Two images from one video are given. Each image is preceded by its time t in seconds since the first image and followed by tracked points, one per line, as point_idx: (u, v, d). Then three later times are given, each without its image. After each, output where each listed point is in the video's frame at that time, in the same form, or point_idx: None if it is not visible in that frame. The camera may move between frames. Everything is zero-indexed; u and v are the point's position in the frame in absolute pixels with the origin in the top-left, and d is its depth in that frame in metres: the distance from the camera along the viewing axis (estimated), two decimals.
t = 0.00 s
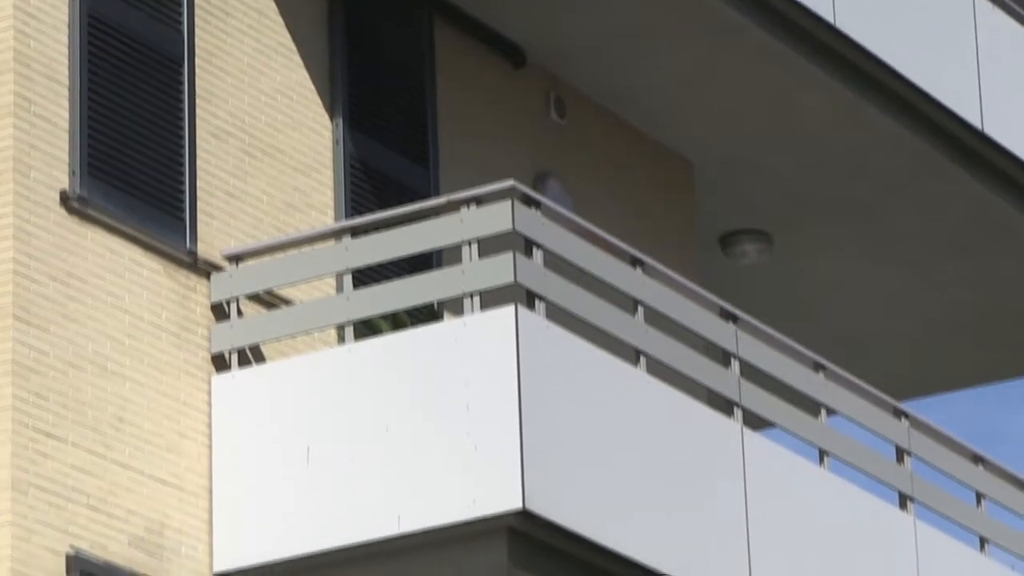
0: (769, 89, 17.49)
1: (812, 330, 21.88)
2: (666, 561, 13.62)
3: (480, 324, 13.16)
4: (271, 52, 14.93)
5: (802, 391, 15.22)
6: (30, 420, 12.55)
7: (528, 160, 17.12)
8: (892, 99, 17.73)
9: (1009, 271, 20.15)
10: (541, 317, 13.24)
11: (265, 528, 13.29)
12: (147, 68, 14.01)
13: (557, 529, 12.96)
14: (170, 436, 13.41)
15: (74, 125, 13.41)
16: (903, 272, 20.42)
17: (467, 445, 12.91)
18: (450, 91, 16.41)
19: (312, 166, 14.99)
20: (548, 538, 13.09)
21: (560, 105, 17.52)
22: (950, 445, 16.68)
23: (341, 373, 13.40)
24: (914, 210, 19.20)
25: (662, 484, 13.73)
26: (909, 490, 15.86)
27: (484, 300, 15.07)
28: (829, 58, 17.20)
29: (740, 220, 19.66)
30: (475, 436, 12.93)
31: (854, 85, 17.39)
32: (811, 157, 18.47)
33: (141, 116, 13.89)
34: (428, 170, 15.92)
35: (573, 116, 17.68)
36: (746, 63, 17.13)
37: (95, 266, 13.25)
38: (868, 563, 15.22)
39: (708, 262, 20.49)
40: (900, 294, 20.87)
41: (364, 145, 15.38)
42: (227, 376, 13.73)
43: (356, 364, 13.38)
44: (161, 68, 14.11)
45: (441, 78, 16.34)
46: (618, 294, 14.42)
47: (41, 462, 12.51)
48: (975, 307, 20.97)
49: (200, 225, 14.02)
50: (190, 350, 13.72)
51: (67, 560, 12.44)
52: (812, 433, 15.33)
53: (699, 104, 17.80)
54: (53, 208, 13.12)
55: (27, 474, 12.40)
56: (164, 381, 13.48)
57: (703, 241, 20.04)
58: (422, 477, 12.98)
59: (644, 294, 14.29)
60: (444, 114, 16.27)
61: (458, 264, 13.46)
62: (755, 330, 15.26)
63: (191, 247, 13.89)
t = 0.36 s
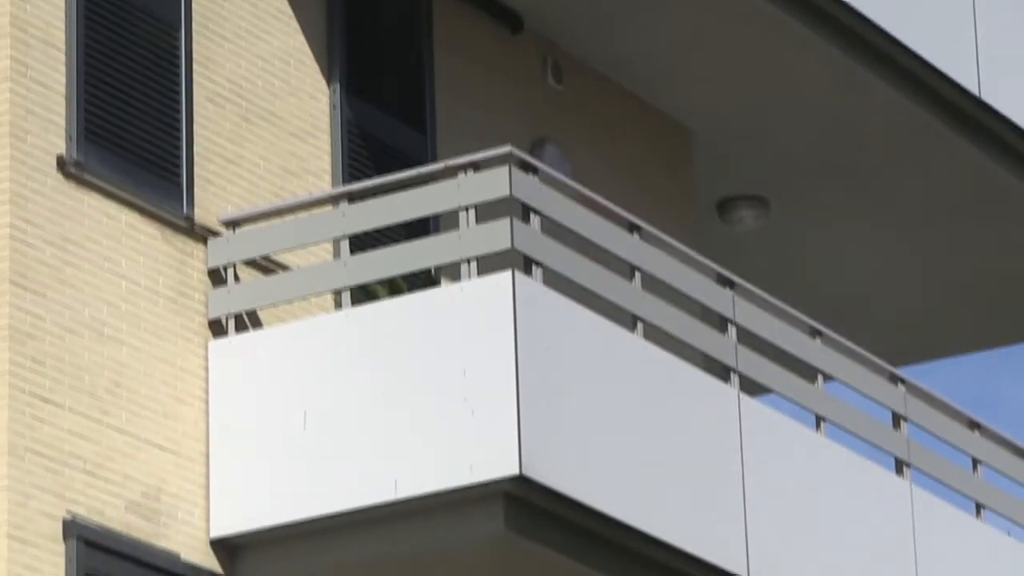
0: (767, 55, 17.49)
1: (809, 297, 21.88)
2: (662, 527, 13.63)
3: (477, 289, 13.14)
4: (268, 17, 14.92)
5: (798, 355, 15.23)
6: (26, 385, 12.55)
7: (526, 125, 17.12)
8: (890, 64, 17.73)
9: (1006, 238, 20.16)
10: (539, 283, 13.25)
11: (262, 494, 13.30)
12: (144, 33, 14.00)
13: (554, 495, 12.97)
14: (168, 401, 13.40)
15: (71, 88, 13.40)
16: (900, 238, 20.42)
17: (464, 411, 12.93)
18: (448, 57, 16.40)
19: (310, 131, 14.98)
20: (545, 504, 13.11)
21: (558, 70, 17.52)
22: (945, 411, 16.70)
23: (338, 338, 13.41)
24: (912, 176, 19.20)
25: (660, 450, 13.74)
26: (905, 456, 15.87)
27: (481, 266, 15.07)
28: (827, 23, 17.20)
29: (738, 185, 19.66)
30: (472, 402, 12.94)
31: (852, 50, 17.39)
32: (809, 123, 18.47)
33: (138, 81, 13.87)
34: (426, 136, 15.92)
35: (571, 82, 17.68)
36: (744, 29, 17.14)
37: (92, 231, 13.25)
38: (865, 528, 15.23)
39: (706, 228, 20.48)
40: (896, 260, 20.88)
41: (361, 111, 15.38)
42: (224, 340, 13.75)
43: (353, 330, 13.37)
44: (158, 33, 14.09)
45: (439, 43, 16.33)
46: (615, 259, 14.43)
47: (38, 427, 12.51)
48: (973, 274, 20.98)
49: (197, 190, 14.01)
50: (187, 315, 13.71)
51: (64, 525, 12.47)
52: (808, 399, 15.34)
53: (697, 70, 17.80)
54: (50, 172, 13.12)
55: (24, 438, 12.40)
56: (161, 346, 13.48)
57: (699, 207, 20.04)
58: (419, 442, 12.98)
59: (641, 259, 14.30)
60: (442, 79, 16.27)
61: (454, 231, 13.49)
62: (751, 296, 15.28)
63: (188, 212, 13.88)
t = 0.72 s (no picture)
0: (765, 32, 17.50)
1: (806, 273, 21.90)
2: (660, 503, 13.66)
3: (477, 266, 13.17)
4: None
5: (795, 331, 15.26)
6: (24, 362, 12.56)
7: (523, 102, 17.13)
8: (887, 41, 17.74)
9: (1004, 214, 20.17)
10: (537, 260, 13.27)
11: (261, 469, 13.33)
12: (141, 10, 14.00)
13: (553, 471, 13.01)
14: (166, 377, 13.42)
15: (69, 65, 13.40)
16: (898, 214, 20.44)
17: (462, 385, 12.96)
18: (445, 33, 16.41)
19: (308, 108, 14.99)
20: (541, 479, 13.15)
21: (556, 47, 17.52)
22: (943, 387, 16.72)
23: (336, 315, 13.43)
24: (909, 152, 19.21)
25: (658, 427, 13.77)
26: (902, 432, 15.89)
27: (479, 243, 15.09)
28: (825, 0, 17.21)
29: (736, 161, 19.67)
30: (470, 377, 12.98)
31: (849, 27, 17.40)
32: (806, 100, 18.48)
33: (136, 58, 13.88)
34: (423, 113, 15.92)
35: (569, 59, 17.68)
36: (742, 6, 17.14)
37: (90, 207, 13.26)
38: (863, 503, 15.26)
39: (704, 205, 20.48)
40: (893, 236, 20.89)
41: (359, 88, 15.38)
42: (223, 318, 13.75)
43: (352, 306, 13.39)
44: (154, 10, 14.10)
45: (436, 20, 16.34)
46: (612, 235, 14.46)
47: (36, 403, 12.53)
48: (970, 249, 21.00)
49: (195, 167, 14.02)
50: (185, 291, 13.72)
51: (63, 501, 12.49)
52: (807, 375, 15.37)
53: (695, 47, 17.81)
54: (48, 150, 13.12)
55: (22, 415, 12.42)
56: (159, 323, 13.49)
57: (697, 182, 20.04)
58: (419, 417, 13.01)
59: (639, 235, 14.32)
60: (439, 56, 16.27)
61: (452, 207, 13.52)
62: (748, 271, 15.30)
63: (185, 189, 13.89)
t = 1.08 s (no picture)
0: None
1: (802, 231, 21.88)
2: (655, 459, 13.66)
3: (470, 221, 13.17)
4: None
5: (789, 287, 15.27)
6: (19, 318, 12.56)
7: (517, 59, 17.11)
8: None
9: (998, 169, 20.16)
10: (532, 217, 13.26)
11: (257, 426, 13.33)
12: None
13: (550, 428, 13.04)
14: (161, 334, 13.41)
15: (62, 21, 13.38)
16: (892, 169, 20.43)
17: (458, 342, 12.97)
18: None
19: (303, 64, 14.97)
20: (536, 435, 13.16)
21: (551, 4, 17.49)
22: (937, 342, 16.71)
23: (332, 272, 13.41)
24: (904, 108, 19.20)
25: (653, 382, 13.76)
26: (896, 387, 15.89)
27: (474, 199, 15.08)
28: None
29: (731, 117, 19.65)
30: (466, 333, 12.98)
31: None
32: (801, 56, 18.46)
33: (130, 14, 13.85)
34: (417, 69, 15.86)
35: (564, 16, 17.65)
36: None
37: (84, 164, 13.26)
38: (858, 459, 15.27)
39: (699, 161, 20.46)
40: (887, 191, 20.88)
41: (354, 44, 15.35)
42: (217, 274, 13.73)
43: (347, 262, 13.37)
44: None
45: None
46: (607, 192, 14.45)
47: (31, 360, 12.53)
48: (965, 205, 20.98)
49: (189, 123, 14.00)
50: (179, 248, 13.71)
51: (58, 458, 12.50)
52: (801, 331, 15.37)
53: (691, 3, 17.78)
54: (43, 106, 13.11)
55: (17, 371, 12.42)
56: (154, 279, 13.48)
57: (692, 138, 20.01)
58: (414, 374, 13.02)
59: (635, 192, 14.31)
60: (434, 12, 16.25)
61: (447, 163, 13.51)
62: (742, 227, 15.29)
63: (180, 145, 13.87)
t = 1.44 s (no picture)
0: None
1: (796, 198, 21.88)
2: (648, 424, 13.67)
3: (464, 187, 13.15)
4: None
5: (783, 252, 15.28)
6: (13, 282, 12.56)
7: (511, 25, 17.10)
8: None
9: (992, 133, 20.17)
10: (526, 182, 13.26)
11: (250, 391, 13.33)
12: None
13: (543, 392, 13.04)
14: (156, 299, 13.41)
15: None
16: (886, 134, 20.43)
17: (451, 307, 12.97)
18: None
19: (296, 29, 14.95)
20: (529, 400, 13.16)
21: None
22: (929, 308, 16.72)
23: (326, 237, 13.40)
24: (898, 73, 19.20)
25: (648, 347, 13.77)
26: (890, 352, 15.90)
27: (468, 164, 15.06)
28: None
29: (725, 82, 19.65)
30: (459, 298, 12.98)
31: None
32: (795, 22, 18.45)
33: None
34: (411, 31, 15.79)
35: None
36: None
37: (78, 128, 13.25)
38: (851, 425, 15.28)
39: (693, 127, 20.44)
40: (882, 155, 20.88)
41: (348, 8, 15.33)
42: (211, 239, 13.73)
43: (341, 227, 13.37)
44: None
45: None
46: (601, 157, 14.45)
47: (25, 325, 12.54)
48: (959, 169, 20.98)
49: (183, 88, 13.98)
50: (173, 212, 13.70)
51: (52, 422, 12.51)
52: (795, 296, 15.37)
53: None
54: (37, 71, 13.10)
55: (11, 336, 12.43)
56: (148, 243, 13.47)
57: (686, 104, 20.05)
58: (408, 339, 13.02)
59: (630, 157, 14.31)
60: None
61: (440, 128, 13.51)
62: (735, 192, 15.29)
63: (173, 109, 13.86)
